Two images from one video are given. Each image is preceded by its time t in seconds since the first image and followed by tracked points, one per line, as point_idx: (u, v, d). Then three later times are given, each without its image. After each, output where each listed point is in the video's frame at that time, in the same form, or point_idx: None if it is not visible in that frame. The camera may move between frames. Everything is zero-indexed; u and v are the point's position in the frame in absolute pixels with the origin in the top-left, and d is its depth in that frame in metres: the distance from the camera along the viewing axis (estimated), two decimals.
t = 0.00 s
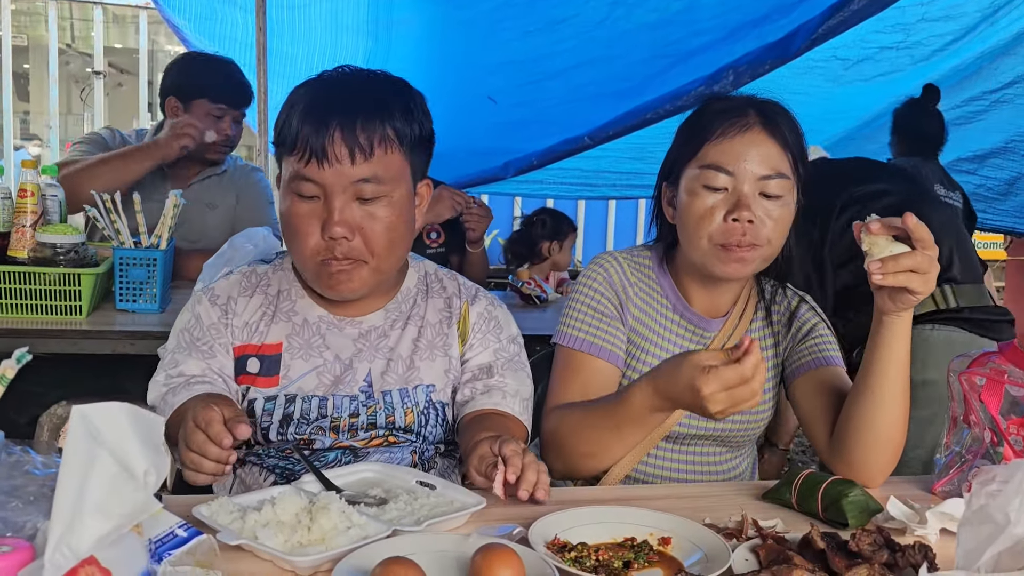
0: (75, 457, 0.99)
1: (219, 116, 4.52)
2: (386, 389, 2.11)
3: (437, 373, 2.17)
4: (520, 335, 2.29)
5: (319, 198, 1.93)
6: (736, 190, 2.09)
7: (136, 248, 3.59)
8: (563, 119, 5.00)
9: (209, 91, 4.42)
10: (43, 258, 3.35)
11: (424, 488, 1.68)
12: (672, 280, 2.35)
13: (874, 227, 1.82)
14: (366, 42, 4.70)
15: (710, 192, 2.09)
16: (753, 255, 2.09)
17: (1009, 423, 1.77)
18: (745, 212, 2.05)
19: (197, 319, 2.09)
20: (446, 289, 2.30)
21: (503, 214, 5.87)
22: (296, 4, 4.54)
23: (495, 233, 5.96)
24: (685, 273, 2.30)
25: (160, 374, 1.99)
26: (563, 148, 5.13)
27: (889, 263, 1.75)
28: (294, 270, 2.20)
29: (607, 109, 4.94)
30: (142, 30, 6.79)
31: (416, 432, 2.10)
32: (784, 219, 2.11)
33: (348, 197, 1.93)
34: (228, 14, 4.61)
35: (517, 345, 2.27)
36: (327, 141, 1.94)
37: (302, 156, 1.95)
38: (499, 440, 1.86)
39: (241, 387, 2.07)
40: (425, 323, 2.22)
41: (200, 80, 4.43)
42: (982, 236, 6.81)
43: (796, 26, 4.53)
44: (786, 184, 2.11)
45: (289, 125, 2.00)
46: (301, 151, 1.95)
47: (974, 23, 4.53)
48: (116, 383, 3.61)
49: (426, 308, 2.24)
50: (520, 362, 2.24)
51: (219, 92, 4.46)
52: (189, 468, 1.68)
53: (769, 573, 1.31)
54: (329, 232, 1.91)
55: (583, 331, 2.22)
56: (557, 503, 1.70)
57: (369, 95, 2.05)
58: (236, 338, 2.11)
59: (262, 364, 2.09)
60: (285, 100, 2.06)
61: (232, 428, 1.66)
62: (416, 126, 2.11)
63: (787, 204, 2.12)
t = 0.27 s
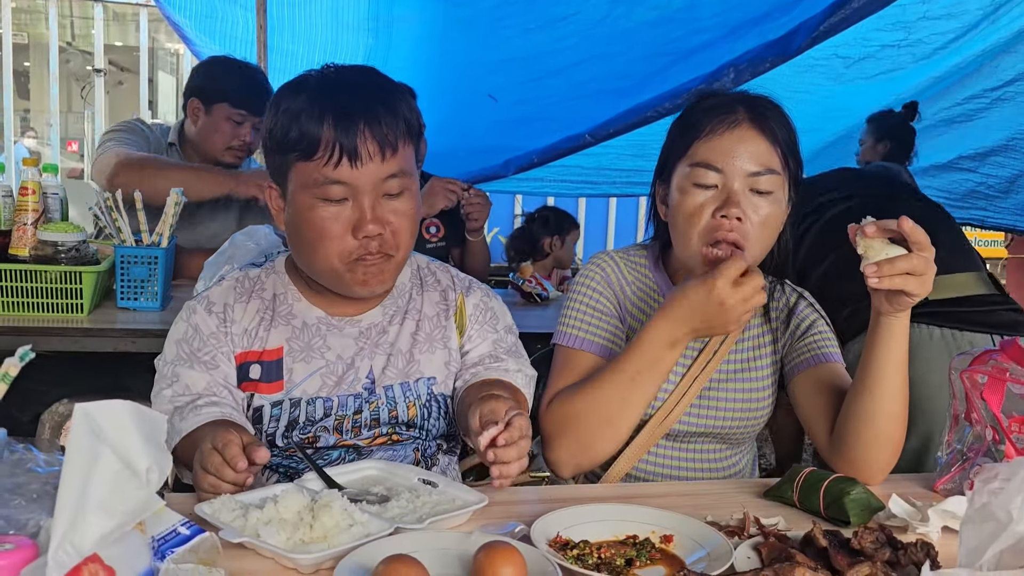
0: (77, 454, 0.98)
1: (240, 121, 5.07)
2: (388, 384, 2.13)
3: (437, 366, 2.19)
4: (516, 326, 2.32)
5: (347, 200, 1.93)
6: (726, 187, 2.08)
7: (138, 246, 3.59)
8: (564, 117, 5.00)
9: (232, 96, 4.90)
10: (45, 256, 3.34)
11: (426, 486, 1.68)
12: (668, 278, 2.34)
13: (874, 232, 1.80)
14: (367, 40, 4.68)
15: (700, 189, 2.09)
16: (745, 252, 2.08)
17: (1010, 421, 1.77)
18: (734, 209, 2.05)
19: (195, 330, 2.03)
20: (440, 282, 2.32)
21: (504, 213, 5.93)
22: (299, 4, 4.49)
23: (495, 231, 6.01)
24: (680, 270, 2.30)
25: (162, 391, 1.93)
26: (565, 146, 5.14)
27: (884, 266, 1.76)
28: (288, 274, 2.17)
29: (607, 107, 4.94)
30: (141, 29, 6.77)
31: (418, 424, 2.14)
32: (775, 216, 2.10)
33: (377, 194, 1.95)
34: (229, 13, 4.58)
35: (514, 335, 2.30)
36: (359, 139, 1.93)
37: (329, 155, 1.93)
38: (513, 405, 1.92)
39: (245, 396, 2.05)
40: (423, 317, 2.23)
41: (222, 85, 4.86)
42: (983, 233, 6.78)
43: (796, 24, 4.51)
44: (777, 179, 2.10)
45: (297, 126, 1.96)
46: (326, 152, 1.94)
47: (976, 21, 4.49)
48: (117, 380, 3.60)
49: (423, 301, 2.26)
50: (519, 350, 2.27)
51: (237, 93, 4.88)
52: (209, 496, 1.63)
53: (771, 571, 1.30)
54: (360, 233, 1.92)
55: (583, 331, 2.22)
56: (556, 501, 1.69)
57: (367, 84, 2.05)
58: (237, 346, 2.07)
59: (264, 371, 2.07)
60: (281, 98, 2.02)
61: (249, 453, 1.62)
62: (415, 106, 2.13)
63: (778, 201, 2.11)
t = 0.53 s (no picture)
0: (76, 455, 0.98)
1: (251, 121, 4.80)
2: (382, 383, 2.14)
3: (432, 366, 2.19)
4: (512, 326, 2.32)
5: (346, 200, 1.92)
6: (723, 182, 2.07)
7: (137, 244, 3.58)
8: (565, 114, 5.00)
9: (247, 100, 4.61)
10: (44, 254, 3.34)
11: (425, 485, 1.68)
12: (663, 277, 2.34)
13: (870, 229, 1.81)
14: (367, 37, 4.68)
15: (696, 185, 2.07)
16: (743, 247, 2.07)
17: (1011, 419, 1.77)
18: (732, 204, 2.04)
19: (190, 326, 2.03)
20: (437, 282, 2.32)
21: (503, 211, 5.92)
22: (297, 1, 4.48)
23: (495, 230, 6.00)
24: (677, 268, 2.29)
25: (156, 385, 1.94)
26: (566, 144, 5.13)
27: (881, 264, 1.75)
28: (282, 272, 2.17)
29: (608, 105, 4.93)
30: (141, 27, 6.82)
31: (413, 425, 2.14)
32: (771, 211, 2.09)
33: (376, 194, 1.94)
34: (228, 10, 4.55)
35: (511, 335, 2.31)
36: (357, 139, 1.92)
37: (327, 156, 1.92)
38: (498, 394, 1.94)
39: (239, 393, 2.05)
40: (419, 317, 2.23)
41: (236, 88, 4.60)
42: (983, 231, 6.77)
43: (797, 21, 4.49)
44: (774, 174, 2.10)
45: (292, 128, 1.95)
46: (325, 153, 1.93)
47: (976, 18, 4.51)
48: (115, 379, 3.58)
49: (419, 301, 2.26)
50: (517, 350, 2.28)
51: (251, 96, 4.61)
52: (206, 496, 1.63)
53: (771, 569, 1.30)
54: (361, 233, 1.92)
55: (579, 333, 2.23)
56: (555, 499, 1.69)
57: (359, 82, 2.05)
58: (231, 343, 2.08)
59: (259, 369, 2.08)
60: (275, 100, 2.01)
61: (247, 454, 1.62)
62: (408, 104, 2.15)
63: (775, 196, 2.10)
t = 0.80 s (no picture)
0: (75, 457, 0.98)
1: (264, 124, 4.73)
2: (383, 377, 2.14)
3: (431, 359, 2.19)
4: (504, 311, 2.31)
5: (347, 205, 1.91)
6: (726, 178, 2.07)
7: (139, 244, 3.59)
8: (568, 113, 5.00)
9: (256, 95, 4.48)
10: (45, 254, 3.35)
11: (426, 483, 1.69)
12: (661, 275, 2.36)
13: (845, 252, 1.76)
14: (368, 36, 4.69)
15: (699, 181, 2.07)
16: (746, 245, 2.06)
17: (1010, 417, 1.76)
18: (737, 200, 2.03)
19: (192, 325, 2.05)
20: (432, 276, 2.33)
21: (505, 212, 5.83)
22: None
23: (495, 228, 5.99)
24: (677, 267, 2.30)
25: (159, 385, 1.95)
26: (567, 142, 5.13)
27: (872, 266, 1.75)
28: (285, 272, 2.18)
29: (609, 104, 4.93)
30: (142, 26, 6.82)
31: (415, 418, 2.13)
32: (775, 206, 2.08)
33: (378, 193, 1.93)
34: (229, 9, 4.54)
35: (504, 321, 2.29)
36: (352, 141, 1.92)
37: (325, 159, 1.92)
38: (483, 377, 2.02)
39: (243, 392, 2.06)
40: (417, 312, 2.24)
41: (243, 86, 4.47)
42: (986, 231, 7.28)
43: (798, 19, 4.50)
44: (775, 170, 2.09)
45: (287, 137, 1.96)
46: (321, 158, 1.93)
47: (977, 16, 4.55)
48: (117, 378, 3.59)
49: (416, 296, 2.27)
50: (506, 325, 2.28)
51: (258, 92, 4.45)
52: (207, 495, 1.63)
53: (769, 567, 1.30)
54: (366, 237, 1.91)
55: (579, 332, 2.22)
56: (556, 498, 1.70)
57: (349, 85, 2.06)
58: (235, 342, 2.09)
59: (261, 368, 2.08)
60: (268, 110, 2.02)
61: (248, 455, 1.62)
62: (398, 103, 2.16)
63: (777, 191, 2.09)
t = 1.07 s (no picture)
0: (74, 455, 0.98)
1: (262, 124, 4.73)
2: (382, 374, 2.15)
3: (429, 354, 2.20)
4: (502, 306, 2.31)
5: (345, 203, 1.92)
6: (719, 176, 2.07)
7: (139, 243, 3.59)
8: (568, 111, 4.98)
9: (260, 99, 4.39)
10: (45, 252, 3.34)
11: (424, 481, 1.69)
12: (654, 274, 2.36)
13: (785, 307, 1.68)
14: (368, 34, 4.69)
15: (692, 179, 2.07)
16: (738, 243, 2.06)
17: (1010, 414, 1.76)
18: (730, 198, 2.03)
19: (192, 324, 2.05)
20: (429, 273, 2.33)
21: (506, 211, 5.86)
22: None
23: (496, 227, 5.99)
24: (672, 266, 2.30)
25: (158, 385, 1.96)
26: (567, 140, 5.10)
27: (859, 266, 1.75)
28: (283, 271, 2.19)
29: (608, 102, 4.91)
30: (142, 24, 6.78)
31: (417, 413, 2.14)
32: (767, 205, 2.09)
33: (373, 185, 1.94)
34: (228, 8, 4.53)
35: (503, 316, 2.29)
36: (347, 138, 1.92)
37: (320, 160, 1.92)
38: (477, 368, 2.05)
39: (242, 391, 2.06)
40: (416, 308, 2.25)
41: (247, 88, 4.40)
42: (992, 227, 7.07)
43: (798, 17, 4.53)
44: (768, 167, 2.10)
45: (281, 138, 1.95)
46: (317, 158, 1.92)
47: (981, 14, 4.55)
48: (117, 377, 3.59)
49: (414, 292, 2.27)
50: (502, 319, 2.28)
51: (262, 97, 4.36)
52: (206, 493, 1.63)
53: (768, 565, 1.30)
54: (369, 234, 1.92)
55: (573, 333, 2.20)
56: (555, 495, 1.70)
57: (338, 83, 2.05)
58: (234, 341, 2.09)
59: (261, 367, 2.08)
60: (258, 112, 2.00)
61: (247, 454, 1.64)
62: (388, 98, 2.15)
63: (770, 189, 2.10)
